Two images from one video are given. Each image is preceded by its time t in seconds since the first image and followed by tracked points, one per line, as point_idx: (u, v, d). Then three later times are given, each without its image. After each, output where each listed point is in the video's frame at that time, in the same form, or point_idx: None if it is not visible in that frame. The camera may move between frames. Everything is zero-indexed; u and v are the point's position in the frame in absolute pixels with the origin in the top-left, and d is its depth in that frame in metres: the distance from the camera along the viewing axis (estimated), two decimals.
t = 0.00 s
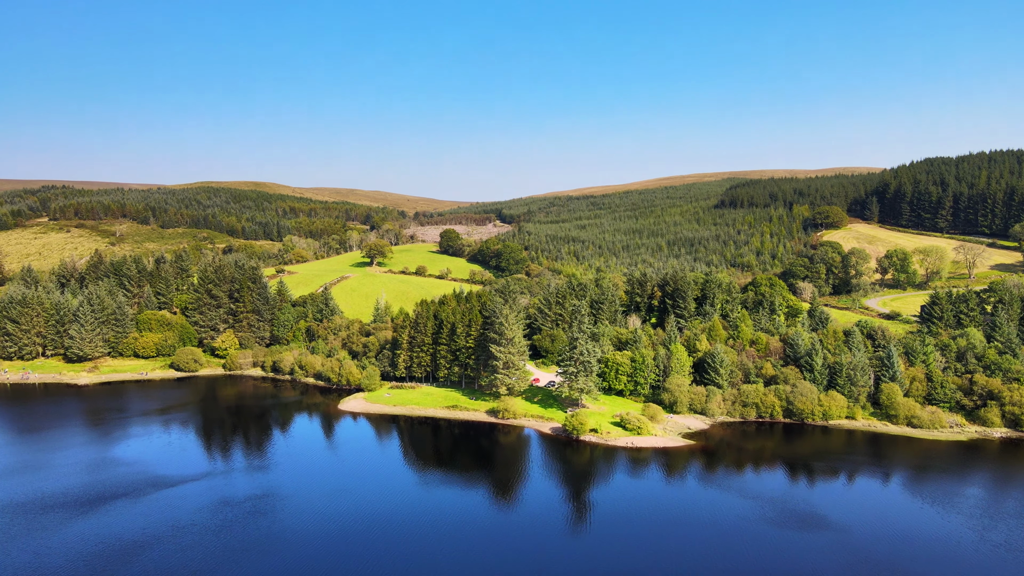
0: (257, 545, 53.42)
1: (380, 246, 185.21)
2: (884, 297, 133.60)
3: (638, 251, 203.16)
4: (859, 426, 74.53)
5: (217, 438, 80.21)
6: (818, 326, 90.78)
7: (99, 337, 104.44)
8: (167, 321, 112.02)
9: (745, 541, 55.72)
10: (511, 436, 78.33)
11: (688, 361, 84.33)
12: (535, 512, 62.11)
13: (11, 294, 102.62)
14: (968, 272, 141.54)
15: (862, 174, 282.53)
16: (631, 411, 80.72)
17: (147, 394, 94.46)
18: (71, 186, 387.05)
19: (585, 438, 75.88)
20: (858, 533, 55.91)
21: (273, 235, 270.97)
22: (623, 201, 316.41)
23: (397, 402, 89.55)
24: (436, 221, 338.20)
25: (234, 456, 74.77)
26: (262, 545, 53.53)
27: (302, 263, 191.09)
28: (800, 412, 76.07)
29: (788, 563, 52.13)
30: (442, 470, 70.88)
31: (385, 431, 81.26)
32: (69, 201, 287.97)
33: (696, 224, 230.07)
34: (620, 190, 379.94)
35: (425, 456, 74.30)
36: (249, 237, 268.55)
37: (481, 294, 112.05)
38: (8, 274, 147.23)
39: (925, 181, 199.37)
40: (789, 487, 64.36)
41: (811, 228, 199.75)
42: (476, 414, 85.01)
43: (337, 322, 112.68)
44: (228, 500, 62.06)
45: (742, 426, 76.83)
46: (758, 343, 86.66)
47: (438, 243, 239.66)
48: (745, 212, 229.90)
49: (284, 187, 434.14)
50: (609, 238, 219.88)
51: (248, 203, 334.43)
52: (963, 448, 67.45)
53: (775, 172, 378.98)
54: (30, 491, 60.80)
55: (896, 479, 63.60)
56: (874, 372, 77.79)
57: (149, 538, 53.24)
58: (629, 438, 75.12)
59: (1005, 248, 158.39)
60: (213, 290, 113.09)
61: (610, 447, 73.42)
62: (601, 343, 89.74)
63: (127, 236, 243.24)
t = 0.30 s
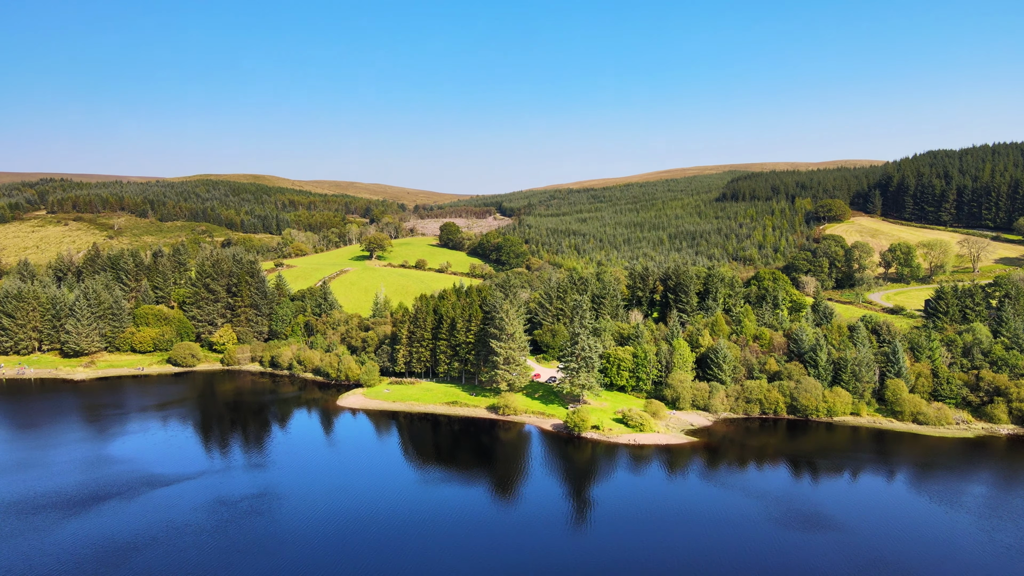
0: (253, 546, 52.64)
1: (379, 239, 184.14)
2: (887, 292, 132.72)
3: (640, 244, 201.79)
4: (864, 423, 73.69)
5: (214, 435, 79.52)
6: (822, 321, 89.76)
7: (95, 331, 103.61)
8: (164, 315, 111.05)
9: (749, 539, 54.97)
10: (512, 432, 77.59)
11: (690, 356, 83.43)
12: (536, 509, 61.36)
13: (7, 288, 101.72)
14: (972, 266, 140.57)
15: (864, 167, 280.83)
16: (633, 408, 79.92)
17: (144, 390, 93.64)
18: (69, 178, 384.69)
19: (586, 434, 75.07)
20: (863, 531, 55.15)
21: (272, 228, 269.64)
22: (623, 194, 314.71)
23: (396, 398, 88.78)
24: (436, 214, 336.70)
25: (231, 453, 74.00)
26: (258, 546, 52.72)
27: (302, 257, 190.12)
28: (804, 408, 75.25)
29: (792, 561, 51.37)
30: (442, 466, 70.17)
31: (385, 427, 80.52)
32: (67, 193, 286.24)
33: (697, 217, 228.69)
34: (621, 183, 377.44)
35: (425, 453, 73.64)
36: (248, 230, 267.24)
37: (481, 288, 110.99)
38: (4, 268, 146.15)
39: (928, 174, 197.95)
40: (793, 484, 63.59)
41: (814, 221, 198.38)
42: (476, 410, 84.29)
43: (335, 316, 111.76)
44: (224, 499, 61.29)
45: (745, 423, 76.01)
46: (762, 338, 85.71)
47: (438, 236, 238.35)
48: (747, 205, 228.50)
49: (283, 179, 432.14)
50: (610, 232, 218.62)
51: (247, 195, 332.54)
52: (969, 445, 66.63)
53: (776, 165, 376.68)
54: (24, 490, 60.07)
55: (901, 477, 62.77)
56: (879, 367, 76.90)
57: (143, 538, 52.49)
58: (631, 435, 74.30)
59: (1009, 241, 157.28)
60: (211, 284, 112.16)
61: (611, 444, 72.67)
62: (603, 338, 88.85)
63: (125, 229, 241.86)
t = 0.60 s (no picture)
0: (250, 547, 51.67)
1: (379, 233, 183.01)
2: (891, 286, 131.70)
3: (641, 238, 200.50)
4: (869, 420, 72.86)
5: (211, 431, 78.84)
6: (826, 316, 88.77)
7: (92, 326, 102.76)
8: (161, 310, 110.15)
9: (752, 538, 54.21)
10: (512, 429, 76.77)
11: (693, 352, 82.54)
12: (537, 507, 60.64)
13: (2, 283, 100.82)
14: (977, 260, 139.41)
15: (866, 160, 278.89)
16: (635, 404, 79.05)
17: (141, 386, 92.86)
18: (67, 171, 382.94)
19: (588, 432, 74.22)
20: (868, 530, 54.40)
21: (271, 221, 268.21)
22: (624, 187, 312.90)
23: (396, 394, 87.96)
24: (436, 207, 334.99)
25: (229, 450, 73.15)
26: (255, 547, 51.86)
27: (301, 250, 189.01)
28: (808, 405, 74.39)
29: (796, 560, 50.59)
30: (442, 464, 69.48)
31: (384, 424, 79.74)
32: (65, 187, 284.76)
33: (699, 210, 227.19)
34: (622, 175, 375.10)
35: (424, 450, 72.97)
36: (247, 224, 265.90)
37: (481, 283, 109.98)
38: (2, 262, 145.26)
39: (932, 166, 196.16)
40: (797, 482, 62.87)
41: (816, 214, 196.93)
42: (476, 406, 83.48)
43: (334, 311, 110.87)
44: (221, 499, 60.36)
45: (749, 420, 75.18)
46: (765, 334, 84.79)
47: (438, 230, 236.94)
48: (749, 198, 226.92)
49: (282, 172, 430.21)
50: (612, 225, 217.23)
51: (246, 188, 330.99)
52: (975, 443, 65.86)
53: (778, 158, 374.56)
54: (17, 489, 59.32)
55: (906, 474, 62.07)
56: (884, 363, 75.95)
57: (138, 540, 51.64)
58: (633, 432, 73.41)
59: (1014, 235, 155.99)
60: (209, 279, 111.25)
61: (613, 441, 71.85)
62: (604, 333, 87.90)
63: (123, 223, 240.72)
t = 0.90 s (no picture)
0: (246, 549, 50.88)
1: (378, 226, 181.90)
2: (895, 280, 130.65)
3: (642, 231, 199.09)
4: (874, 417, 72.01)
5: (210, 427, 78.52)
6: (830, 311, 87.78)
7: (88, 321, 101.78)
8: (158, 305, 109.19)
9: (757, 537, 53.43)
10: (513, 425, 76.07)
11: (696, 348, 81.61)
12: (538, 505, 59.85)
13: None
14: (982, 254, 138.25)
15: (869, 153, 276.86)
16: (637, 401, 78.18)
17: (138, 382, 91.98)
18: (65, 164, 380.89)
19: (590, 429, 73.25)
20: (874, 529, 53.63)
21: (270, 215, 266.66)
22: (625, 180, 311.03)
23: (395, 390, 87.13)
24: (436, 200, 333.28)
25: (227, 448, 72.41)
26: (251, 549, 51.02)
27: (300, 244, 187.82)
28: (813, 402, 73.51)
29: (802, 560, 49.80)
30: (442, 461, 68.73)
31: (384, 420, 78.98)
32: (63, 179, 283.22)
33: (701, 204, 225.65)
34: (623, 168, 373.03)
35: (425, 447, 72.25)
36: (246, 217, 264.33)
37: (482, 277, 108.94)
38: None
39: (935, 159, 194.53)
40: (801, 479, 62.11)
41: (819, 208, 195.47)
42: (477, 403, 82.70)
43: (333, 306, 109.92)
44: (217, 499, 59.62)
45: (753, 417, 74.42)
46: (770, 330, 83.82)
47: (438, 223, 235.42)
48: (751, 191, 225.29)
49: (282, 165, 427.86)
50: (613, 218, 215.79)
51: (245, 181, 329.05)
52: (982, 440, 65.03)
53: (779, 150, 372.45)
54: (11, 489, 58.54)
55: (912, 472, 61.34)
56: (890, 360, 75.03)
57: (132, 543, 50.86)
58: (636, 430, 72.46)
59: (1018, 229, 154.68)
60: (206, 273, 110.34)
61: (616, 438, 70.99)
62: (606, 329, 86.93)
63: (122, 216, 239.19)
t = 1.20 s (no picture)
0: (242, 561, 50.67)
1: (378, 220, 180.78)
2: (899, 274, 129.59)
3: (644, 225, 197.69)
4: (880, 414, 71.19)
5: (208, 425, 78.76)
6: (835, 306, 86.66)
7: (85, 316, 101.04)
8: (155, 299, 108.36)
9: (760, 535, 52.75)
10: (514, 422, 75.39)
11: (699, 344, 80.65)
12: (539, 503, 59.26)
13: None
14: (986, 248, 137.10)
15: (873, 145, 274.68)
16: (640, 397, 77.34)
17: (136, 377, 91.39)
18: (64, 156, 379.33)
19: (592, 426, 72.40)
20: (878, 527, 52.96)
21: (269, 208, 265.41)
22: (627, 173, 309.18)
23: (395, 386, 86.30)
24: (436, 193, 331.50)
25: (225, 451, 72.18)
26: (247, 560, 50.86)
27: (299, 238, 186.72)
28: (818, 399, 72.65)
29: (806, 559, 49.11)
30: (443, 459, 68.12)
31: (383, 416, 78.27)
32: (61, 172, 281.89)
33: (702, 197, 224.18)
34: (624, 161, 370.93)
35: (425, 444, 71.67)
36: (245, 210, 263.08)
37: (482, 272, 107.85)
38: None
39: (940, 152, 192.79)
40: (806, 477, 61.38)
41: (822, 201, 193.94)
42: (477, 399, 81.88)
43: (332, 301, 108.94)
44: (215, 507, 59.36)
45: (757, 413, 73.63)
46: (774, 325, 82.82)
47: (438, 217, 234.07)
48: (753, 184, 223.65)
49: (281, 158, 425.90)
50: (614, 212, 214.40)
51: (244, 174, 327.46)
52: (990, 438, 64.16)
53: (781, 143, 370.27)
54: (13, 489, 59.43)
55: (918, 470, 60.54)
56: (895, 356, 74.06)
57: (129, 555, 50.73)
58: (638, 427, 71.55)
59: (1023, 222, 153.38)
60: (204, 268, 109.49)
61: (618, 435, 70.24)
62: (608, 324, 85.97)
63: (120, 209, 238.09)
